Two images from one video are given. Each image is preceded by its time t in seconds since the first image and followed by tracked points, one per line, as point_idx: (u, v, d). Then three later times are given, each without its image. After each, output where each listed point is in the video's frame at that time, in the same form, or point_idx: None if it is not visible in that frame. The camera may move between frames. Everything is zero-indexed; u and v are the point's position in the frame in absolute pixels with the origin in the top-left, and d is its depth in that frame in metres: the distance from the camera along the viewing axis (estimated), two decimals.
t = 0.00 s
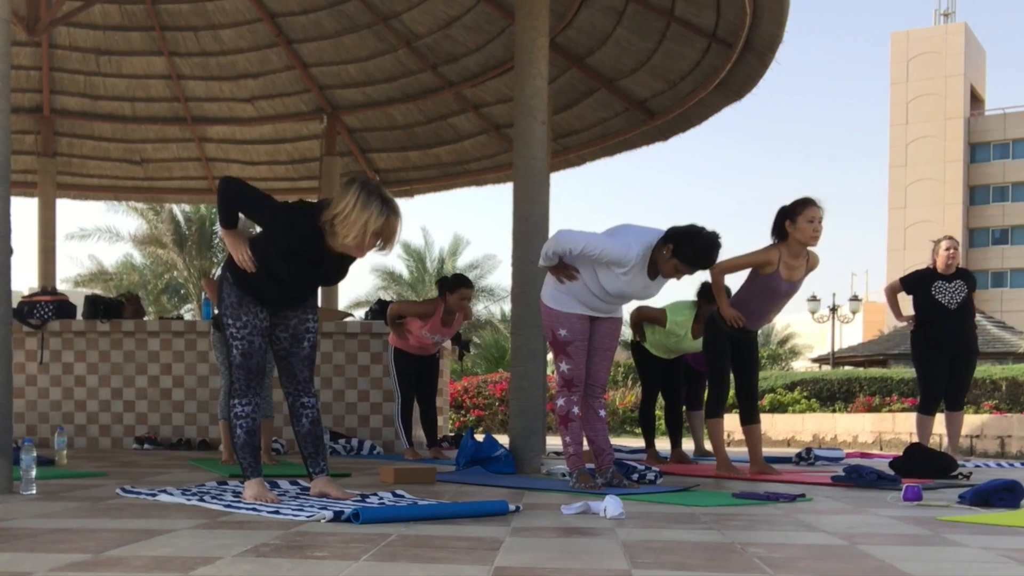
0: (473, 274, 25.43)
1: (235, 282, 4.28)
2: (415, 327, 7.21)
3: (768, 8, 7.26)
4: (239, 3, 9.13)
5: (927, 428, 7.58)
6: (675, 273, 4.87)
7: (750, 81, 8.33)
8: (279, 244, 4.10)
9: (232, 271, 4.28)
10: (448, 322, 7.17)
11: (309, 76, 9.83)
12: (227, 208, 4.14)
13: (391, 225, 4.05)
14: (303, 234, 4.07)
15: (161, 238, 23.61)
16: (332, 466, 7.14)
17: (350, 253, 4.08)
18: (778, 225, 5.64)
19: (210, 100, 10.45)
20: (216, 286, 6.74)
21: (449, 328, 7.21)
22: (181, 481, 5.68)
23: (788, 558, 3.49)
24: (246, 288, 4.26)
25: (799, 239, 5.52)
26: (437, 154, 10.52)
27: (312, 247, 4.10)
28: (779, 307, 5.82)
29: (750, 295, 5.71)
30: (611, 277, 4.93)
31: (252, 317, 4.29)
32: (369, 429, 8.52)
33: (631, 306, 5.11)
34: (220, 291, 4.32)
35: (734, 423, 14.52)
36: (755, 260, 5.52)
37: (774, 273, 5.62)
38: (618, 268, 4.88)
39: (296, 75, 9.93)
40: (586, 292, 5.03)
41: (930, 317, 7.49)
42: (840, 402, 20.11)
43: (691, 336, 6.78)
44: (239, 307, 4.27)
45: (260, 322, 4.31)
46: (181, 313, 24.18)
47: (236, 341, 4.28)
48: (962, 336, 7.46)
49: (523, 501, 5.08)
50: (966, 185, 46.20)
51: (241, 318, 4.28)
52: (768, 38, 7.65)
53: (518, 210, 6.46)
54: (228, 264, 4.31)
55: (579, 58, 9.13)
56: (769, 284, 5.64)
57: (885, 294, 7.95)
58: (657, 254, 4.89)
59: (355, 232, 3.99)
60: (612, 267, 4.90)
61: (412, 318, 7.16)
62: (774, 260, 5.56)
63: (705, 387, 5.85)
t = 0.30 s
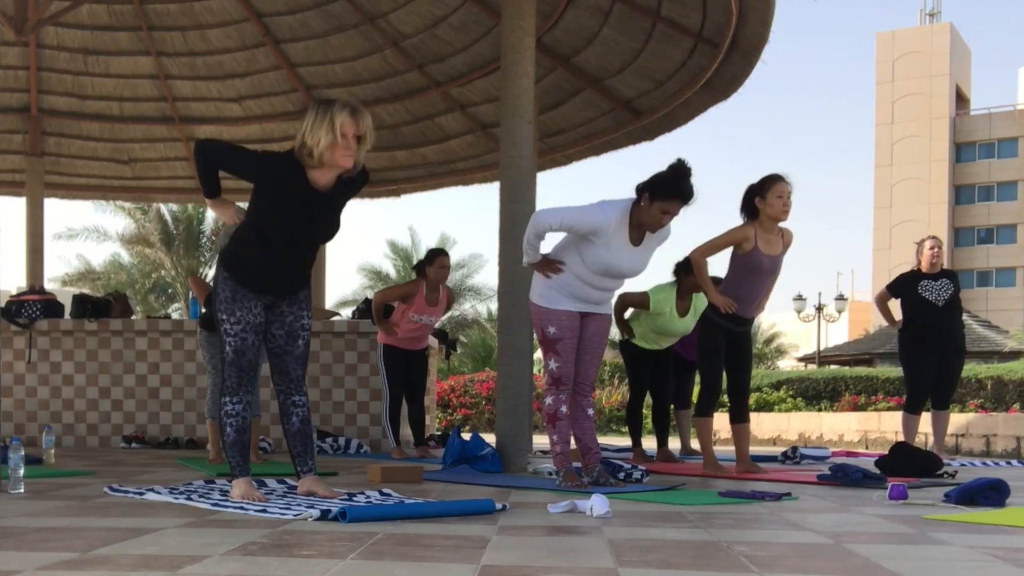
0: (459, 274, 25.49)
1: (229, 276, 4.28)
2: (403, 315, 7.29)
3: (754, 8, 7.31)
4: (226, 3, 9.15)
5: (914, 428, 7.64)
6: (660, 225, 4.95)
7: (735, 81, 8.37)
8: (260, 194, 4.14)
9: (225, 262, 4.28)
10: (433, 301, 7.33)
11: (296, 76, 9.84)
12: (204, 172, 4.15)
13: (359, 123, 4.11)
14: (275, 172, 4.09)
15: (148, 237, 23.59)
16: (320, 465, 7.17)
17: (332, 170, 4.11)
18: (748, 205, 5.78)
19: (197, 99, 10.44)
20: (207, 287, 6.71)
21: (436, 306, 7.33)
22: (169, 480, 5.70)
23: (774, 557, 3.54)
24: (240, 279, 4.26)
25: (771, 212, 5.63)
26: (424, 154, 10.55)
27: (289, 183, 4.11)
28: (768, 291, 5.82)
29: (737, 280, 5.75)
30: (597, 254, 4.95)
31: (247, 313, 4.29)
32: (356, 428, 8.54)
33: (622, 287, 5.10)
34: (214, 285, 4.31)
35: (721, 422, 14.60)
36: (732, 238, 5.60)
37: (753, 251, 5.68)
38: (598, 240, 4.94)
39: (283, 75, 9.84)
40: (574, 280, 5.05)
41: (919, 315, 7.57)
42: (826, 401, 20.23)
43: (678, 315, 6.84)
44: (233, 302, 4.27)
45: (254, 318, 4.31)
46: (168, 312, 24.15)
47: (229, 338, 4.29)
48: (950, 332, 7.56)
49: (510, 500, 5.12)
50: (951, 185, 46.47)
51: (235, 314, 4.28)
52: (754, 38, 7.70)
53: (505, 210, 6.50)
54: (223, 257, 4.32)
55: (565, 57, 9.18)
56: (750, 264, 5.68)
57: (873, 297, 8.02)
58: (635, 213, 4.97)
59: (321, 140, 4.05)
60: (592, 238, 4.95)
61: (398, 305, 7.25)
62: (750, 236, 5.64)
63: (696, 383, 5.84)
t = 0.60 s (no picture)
0: (446, 273, 25.55)
1: (230, 272, 4.26)
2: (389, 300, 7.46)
3: (740, 8, 7.36)
4: (214, 3, 9.15)
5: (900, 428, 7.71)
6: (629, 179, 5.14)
7: (722, 81, 8.42)
8: (244, 170, 4.21)
9: (226, 255, 4.26)
10: (415, 281, 7.60)
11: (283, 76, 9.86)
12: (185, 173, 4.18)
13: (310, 66, 4.30)
14: (249, 139, 4.18)
15: (137, 237, 23.57)
16: (307, 463, 7.20)
17: (301, 118, 4.29)
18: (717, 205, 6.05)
19: (186, 99, 10.42)
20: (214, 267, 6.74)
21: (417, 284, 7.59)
22: (157, 479, 5.72)
23: (759, 555, 3.59)
24: (240, 273, 4.26)
25: (742, 202, 5.83)
26: (411, 154, 10.57)
27: (266, 146, 4.20)
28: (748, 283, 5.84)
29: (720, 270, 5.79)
30: (573, 224, 5.02)
31: (246, 309, 4.28)
32: (343, 427, 8.56)
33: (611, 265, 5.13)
34: (214, 280, 4.30)
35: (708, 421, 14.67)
36: (703, 224, 5.77)
37: (727, 238, 5.79)
38: (567, 212, 5.04)
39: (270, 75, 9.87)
40: (562, 267, 5.06)
41: (906, 314, 7.67)
42: (812, 400, 20.36)
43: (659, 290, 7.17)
44: (233, 298, 4.26)
45: (254, 315, 4.30)
46: (156, 311, 24.12)
47: (227, 335, 4.27)
48: (939, 328, 7.64)
49: (497, 498, 5.16)
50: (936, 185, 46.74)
51: (235, 310, 4.27)
52: (740, 38, 7.75)
53: (492, 210, 6.54)
54: (221, 251, 4.29)
55: (552, 57, 9.23)
56: (725, 251, 5.77)
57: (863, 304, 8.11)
58: (603, 178, 5.16)
59: (277, 94, 4.25)
60: (565, 212, 5.04)
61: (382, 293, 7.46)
62: (722, 223, 5.78)
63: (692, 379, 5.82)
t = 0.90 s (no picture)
0: (433, 272, 25.60)
1: (228, 271, 4.27)
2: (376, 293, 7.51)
3: (725, 8, 7.41)
4: (201, 3, 9.16)
5: (887, 428, 7.78)
6: (597, 160, 5.21)
7: (708, 81, 8.47)
8: (229, 168, 4.31)
9: (225, 254, 4.27)
10: (399, 272, 7.66)
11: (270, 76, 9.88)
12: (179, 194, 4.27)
13: (267, 58, 4.46)
14: (227, 138, 4.32)
15: (125, 236, 23.55)
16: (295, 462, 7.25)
17: (272, 106, 4.44)
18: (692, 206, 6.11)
19: (173, 99, 10.40)
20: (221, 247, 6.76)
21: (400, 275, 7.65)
22: (145, 477, 5.75)
23: (745, 553, 3.64)
24: (239, 271, 4.27)
25: (715, 205, 5.91)
26: (398, 153, 10.58)
27: (246, 140, 4.33)
28: (731, 278, 5.89)
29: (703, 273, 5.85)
30: (550, 211, 5.09)
31: (244, 309, 4.30)
32: (330, 426, 8.59)
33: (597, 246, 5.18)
34: (213, 279, 4.31)
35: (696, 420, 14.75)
36: (680, 228, 5.82)
37: (704, 238, 5.86)
38: (541, 201, 5.11)
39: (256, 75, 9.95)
40: (550, 259, 5.07)
41: (894, 312, 7.74)
42: (798, 399, 20.47)
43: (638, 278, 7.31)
44: (232, 297, 4.28)
45: (252, 315, 4.32)
46: (144, 310, 24.09)
47: (224, 334, 4.28)
48: (926, 327, 7.73)
49: (483, 497, 5.21)
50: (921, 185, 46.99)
51: (233, 310, 4.28)
52: (725, 38, 7.80)
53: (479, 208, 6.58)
54: (220, 251, 4.30)
55: (538, 57, 9.28)
56: (705, 251, 5.84)
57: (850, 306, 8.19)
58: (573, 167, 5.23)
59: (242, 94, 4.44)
60: (540, 203, 5.11)
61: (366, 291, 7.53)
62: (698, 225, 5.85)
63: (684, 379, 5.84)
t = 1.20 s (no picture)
0: (420, 271, 25.65)
1: (220, 270, 4.28)
2: (364, 292, 7.58)
3: (711, 9, 7.47)
4: (189, 3, 9.16)
5: (873, 427, 7.86)
6: (568, 150, 5.29)
7: (694, 81, 8.53)
8: (215, 169, 4.37)
9: (216, 253, 4.29)
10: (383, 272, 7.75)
11: (257, 75, 9.90)
12: (167, 202, 4.33)
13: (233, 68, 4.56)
14: (211, 139, 4.37)
15: (112, 236, 23.50)
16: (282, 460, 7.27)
17: (248, 107, 4.51)
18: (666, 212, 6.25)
19: (161, 99, 10.42)
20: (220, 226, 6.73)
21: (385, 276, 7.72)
22: (133, 476, 5.77)
23: (730, 552, 3.69)
24: (230, 269, 4.29)
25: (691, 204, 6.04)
26: (385, 153, 10.60)
27: (229, 140, 4.40)
28: (720, 277, 5.94)
29: (694, 273, 5.90)
30: (538, 208, 5.14)
31: (235, 308, 4.31)
32: (317, 425, 8.61)
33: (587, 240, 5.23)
34: (203, 278, 4.31)
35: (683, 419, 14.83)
36: (664, 232, 5.91)
37: (689, 238, 5.93)
38: (527, 203, 5.17)
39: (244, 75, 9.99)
40: (543, 258, 5.10)
41: (882, 310, 7.82)
42: (784, 398, 20.59)
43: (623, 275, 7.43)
44: (223, 297, 4.29)
45: (243, 314, 4.34)
46: (131, 310, 24.05)
47: (216, 333, 4.29)
48: (913, 325, 7.81)
49: (471, 495, 5.25)
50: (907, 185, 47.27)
51: (224, 310, 4.29)
52: (711, 39, 7.86)
53: (466, 208, 6.61)
54: (210, 251, 4.32)
55: (525, 57, 9.34)
56: (693, 249, 5.91)
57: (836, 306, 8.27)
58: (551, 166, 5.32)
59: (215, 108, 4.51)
60: (525, 206, 5.17)
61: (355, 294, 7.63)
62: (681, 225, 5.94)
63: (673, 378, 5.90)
